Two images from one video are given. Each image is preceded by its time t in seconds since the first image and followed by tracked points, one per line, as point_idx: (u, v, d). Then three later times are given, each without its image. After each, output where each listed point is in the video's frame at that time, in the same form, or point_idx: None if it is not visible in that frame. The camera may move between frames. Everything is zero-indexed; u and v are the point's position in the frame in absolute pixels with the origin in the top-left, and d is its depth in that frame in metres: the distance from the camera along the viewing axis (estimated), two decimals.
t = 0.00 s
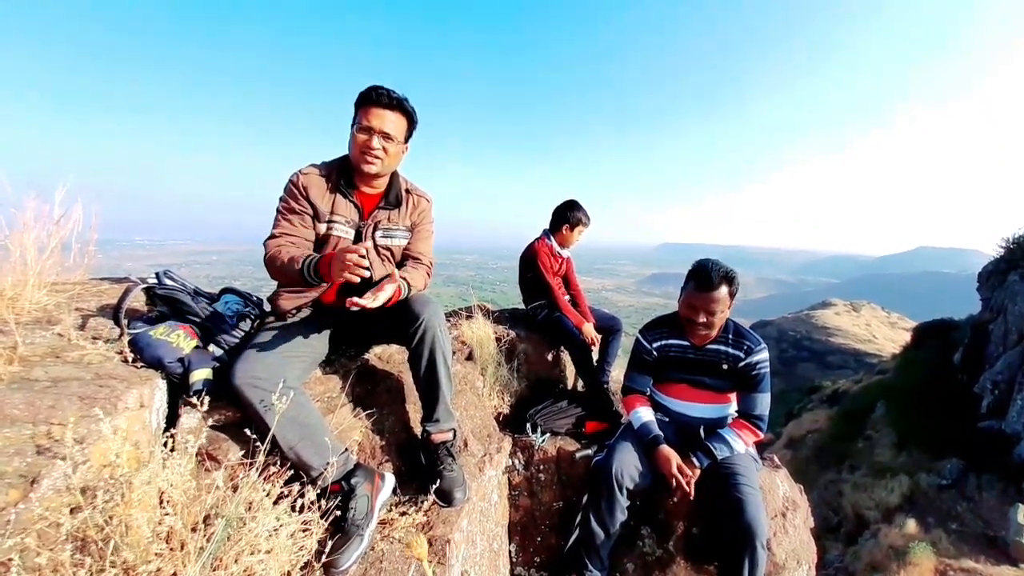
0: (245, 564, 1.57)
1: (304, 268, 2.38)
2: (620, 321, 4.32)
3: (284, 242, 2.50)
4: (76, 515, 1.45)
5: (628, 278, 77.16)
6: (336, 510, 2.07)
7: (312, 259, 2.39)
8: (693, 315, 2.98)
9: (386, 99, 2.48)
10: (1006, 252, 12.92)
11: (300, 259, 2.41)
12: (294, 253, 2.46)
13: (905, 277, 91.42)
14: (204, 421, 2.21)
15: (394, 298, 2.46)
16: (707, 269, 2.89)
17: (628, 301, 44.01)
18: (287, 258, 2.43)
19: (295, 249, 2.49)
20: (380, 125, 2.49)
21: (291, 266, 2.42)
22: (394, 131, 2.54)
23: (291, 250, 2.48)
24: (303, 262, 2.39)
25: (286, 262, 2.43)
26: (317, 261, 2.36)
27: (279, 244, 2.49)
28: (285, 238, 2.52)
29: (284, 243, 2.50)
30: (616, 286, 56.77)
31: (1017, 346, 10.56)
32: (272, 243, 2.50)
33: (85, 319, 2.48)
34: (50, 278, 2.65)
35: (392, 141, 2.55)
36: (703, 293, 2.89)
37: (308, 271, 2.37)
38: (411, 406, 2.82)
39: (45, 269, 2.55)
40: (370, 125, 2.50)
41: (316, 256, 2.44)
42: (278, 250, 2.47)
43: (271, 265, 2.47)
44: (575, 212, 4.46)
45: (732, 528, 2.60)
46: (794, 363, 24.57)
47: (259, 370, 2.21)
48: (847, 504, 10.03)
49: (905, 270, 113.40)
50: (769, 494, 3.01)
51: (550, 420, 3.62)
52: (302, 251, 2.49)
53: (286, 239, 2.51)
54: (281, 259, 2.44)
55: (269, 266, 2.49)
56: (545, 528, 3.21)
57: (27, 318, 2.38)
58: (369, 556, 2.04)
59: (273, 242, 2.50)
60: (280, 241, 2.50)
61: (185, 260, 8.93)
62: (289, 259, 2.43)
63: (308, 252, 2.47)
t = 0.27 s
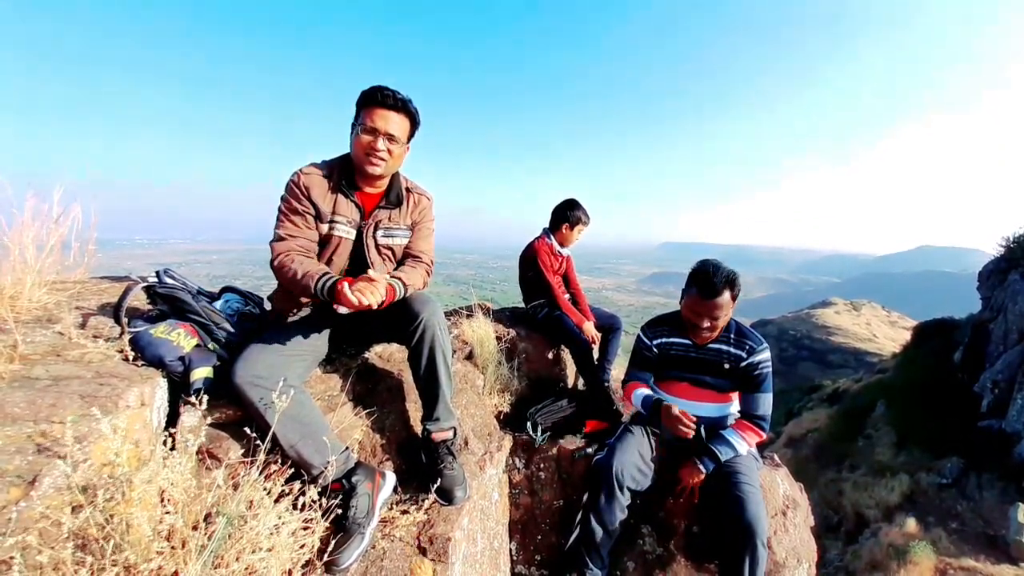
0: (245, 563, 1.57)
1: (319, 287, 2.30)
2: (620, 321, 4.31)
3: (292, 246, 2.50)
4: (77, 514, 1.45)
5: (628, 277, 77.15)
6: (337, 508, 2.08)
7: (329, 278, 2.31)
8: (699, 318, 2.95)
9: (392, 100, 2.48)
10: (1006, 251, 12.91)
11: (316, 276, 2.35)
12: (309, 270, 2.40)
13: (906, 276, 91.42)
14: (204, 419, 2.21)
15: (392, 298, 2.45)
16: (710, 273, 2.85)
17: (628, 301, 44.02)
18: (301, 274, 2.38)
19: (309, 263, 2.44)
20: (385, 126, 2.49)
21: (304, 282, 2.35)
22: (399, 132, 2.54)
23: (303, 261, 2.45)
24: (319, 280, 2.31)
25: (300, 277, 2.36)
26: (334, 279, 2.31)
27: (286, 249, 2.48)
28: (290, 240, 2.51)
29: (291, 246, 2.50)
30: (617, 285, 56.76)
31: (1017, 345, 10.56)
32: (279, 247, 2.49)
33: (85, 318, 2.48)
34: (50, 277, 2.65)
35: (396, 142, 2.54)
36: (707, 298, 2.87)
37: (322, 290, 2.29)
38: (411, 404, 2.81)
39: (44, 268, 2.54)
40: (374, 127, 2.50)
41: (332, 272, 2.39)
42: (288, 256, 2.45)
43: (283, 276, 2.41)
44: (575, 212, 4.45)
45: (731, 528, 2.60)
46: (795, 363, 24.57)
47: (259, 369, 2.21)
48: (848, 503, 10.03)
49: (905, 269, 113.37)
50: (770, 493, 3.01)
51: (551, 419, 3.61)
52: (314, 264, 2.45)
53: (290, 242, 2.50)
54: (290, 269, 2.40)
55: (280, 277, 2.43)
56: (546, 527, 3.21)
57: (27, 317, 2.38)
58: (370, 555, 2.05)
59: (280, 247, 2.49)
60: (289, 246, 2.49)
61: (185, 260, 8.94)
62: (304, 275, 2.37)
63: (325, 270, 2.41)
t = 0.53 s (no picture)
0: (244, 562, 1.57)
1: (318, 291, 2.31)
2: (620, 321, 4.27)
3: (291, 247, 2.49)
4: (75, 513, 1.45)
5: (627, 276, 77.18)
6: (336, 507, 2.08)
7: (329, 281, 2.33)
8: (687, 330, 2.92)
9: (391, 98, 2.47)
10: (1005, 250, 12.94)
11: (315, 279, 2.35)
12: (308, 272, 2.40)
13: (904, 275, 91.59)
14: (204, 419, 2.22)
15: (388, 300, 2.43)
16: (694, 283, 2.92)
17: (627, 300, 44.06)
18: (300, 276, 2.38)
19: (308, 265, 2.44)
20: (384, 126, 2.49)
21: (302, 285, 2.35)
22: (397, 132, 2.53)
23: (302, 262, 2.44)
24: (318, 284, 2.32)
25: (298, 279, 2.37)
26: (335, 285, 2.33)
27: (284, 248, 2.48)
28: (290, 240, 2.51)
29: (291, 246, 2.49)
30: (615, 284, 56.80)
31: (1015, 344, 10.59)
32: (279, 247, 2.48)
33: (83, 317, 2.48)
34: (48, 276, 2.63)
35: (395, 141, 2.54)
36: (690, 310, 2.93)
37: (322, 294, 2.31)
38: (411, 403, 2.82)
39: (42, 266, 2.53)
40: (373, 126, 2.49)
41: (332, 276, 2.40)
42: (287, 256, 2.45)
43: (282, 277, 2.41)
44: (575, 210, 4.44)
45: (730, 526, 2.61)
46: (794, 361, 24.61)
47: (259, 368, 2.20)
48: (846, 502, 10.05)
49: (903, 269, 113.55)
50: (769, 492, 3.01)
51: (550, 417, 3.60)
52: (313, 266, 2.45)
53: (289, 242, 2.50)
54: (290, 271, 2.39)
55: (280, 277, 2.43)
56: (545, 526, 3.22)
57: (25, 316, 2.37)
58: (370, 554, 2.05)
59: (280, 247, 2.48)
60: (288, 246, 2.49)
61: (184, 259, 8.93)
62: (302, 277, 2.37)
63: (324, 273, 2.42)
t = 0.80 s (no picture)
0: (244, 561, 1.57)
1: (314, 293, 2.33)
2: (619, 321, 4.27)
3: (287, 247, 2.49)
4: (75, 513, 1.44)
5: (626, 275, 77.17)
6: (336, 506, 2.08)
7: (324, 283, 2.34)
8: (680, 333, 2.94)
9: (392, 100, 2.47)
10: (1003, 249, 12.97)
11: (311, 281, 2.36)
12: (304, 273, 2.40)
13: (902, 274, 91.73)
14: (203, 418, 2.22)
15: (385, 300, 2.42)
16: (691, 283, 2.92)
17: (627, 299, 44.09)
18: (296, 277, 2.38)
19: (304, 265, 2.44)
20: (385, 127, 2.49)
21: (298, 287, 2.36)
22: (399, 133, 2.54)
23: (299, 262, 2.44)
24: (314, 286, 2.33)
25: (295, 280, 2.37)
26: (330, 287, 2.33)
27: (281, 248, 2.47)
28: (286, 239, 2.51)
29: (286, 246, 2.49)
30: (615, 283, 56.82)
31: (1013, 342, 10.62)
32: (275, 246, 2.48)
33: (81, 317, 2.47)
34: (45, 275, 2.63)
35: (396, 143, 2.55)
36: (690, 311, 2.93)
37: (318, 296, 2.32)
38: (410, 402, 2.82)
39: (39, 265, 2.52)
40: (376, 128, 2.49)
41: (329, 278, 2.41)
42: (283, 256, 2.44)
43: (279, 277, 2.41)
44: (574, 209, 4.44)
45: (729, 525, 2.61)
46: (793, 360, 24.65)
47: (258, 368, 2.20)
48: (844, 500, 10.08)
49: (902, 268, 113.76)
50: (767, 490, 3.02)
51: (550, 416, 3.59)
52: (310, 267, 2.45)
53: (286, 242, 2.50)
54: (286, 271, 2.39)
55: (276, 278, 2.43)
56: (543, 524, 3.23)
57: (23, 315, 2.37)
58: (369, 552, 2.06)
59: (276, 246, 2.48)
60: (284, 246, 2.49)
61: (183, 258, 8.91)
62: (298, 278, 2.37)
63: (320, 274, 2.42)
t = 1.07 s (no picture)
0: (244, 561, 1.57)
1: (312, 294, 2.33)
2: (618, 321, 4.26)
3: (286, 247, 2.49)
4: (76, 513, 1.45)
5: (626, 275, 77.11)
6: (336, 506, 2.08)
7: (323, 284, 2.35)
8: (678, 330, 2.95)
9: (406, 109, 2.48)
10: (1003, 249, 12.97)
11: (310, 283, 2.36)
12: (303, 274, 2.39)
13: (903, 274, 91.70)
14: (203, 418, 2.22)
15: (383, 300, 2.42)
16: (691, 284, 2.92)
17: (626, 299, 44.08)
18: (295, 278, 2.38)
19: (303, 266, 2.44)
20: (400, 136, 2.50)
21: (297, 288, 2.36)
22: (410, 140, 2.56)
23: (297, 264, 2.44)
24: (313, 288, 2.33)
25: (293, 281, 2.37)
26: (330, 288, 2.34)
27: (280, 248, 2.47)
28: (284, 240, 2.51)
29: (285, 247, 2.49)
30: (615, 283, 56.81)
31: (1013, 342, 10.63)
32: (273, 247, 2.48)
33: (81, 316, 2.47)
34: (45, 275, 2.63)
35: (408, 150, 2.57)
36: (691, 312, 2.93)
37: (317, 297, 2.33)
38: (410, 402, 2.82)
39: (40, 265, 2.53)
40: (391, 138, 2.48)
41: (327, 279, 2.41)
42: (282, 257, 2.44)
43: (277, 278, 2.41)
44: (574, 210, 4.44)
45: (729, 525, 2.61)
46: (793, 360, 24.65)
47: (258, 367, 2.20)
48: (844, 500, 10.08)
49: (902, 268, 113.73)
50: (767, 490, 3.01)
51: (550, 416, 3.59)
52: (308, 268, 2.44)
53: (284, 242, 2.50)
54: (285, 272, 2.39)
55: (275, 278, 2.43)
56: (543, 524, 3.24)
57: (23, 315, 2.37)
58: (369, 552, 2.06)
59: (274, 247, 2.48)
60: (282, 246, 2.49)
61: (183, 258, 8.92)
62: (297, 279, 2.37)
63: (319, 275, 2.42)
